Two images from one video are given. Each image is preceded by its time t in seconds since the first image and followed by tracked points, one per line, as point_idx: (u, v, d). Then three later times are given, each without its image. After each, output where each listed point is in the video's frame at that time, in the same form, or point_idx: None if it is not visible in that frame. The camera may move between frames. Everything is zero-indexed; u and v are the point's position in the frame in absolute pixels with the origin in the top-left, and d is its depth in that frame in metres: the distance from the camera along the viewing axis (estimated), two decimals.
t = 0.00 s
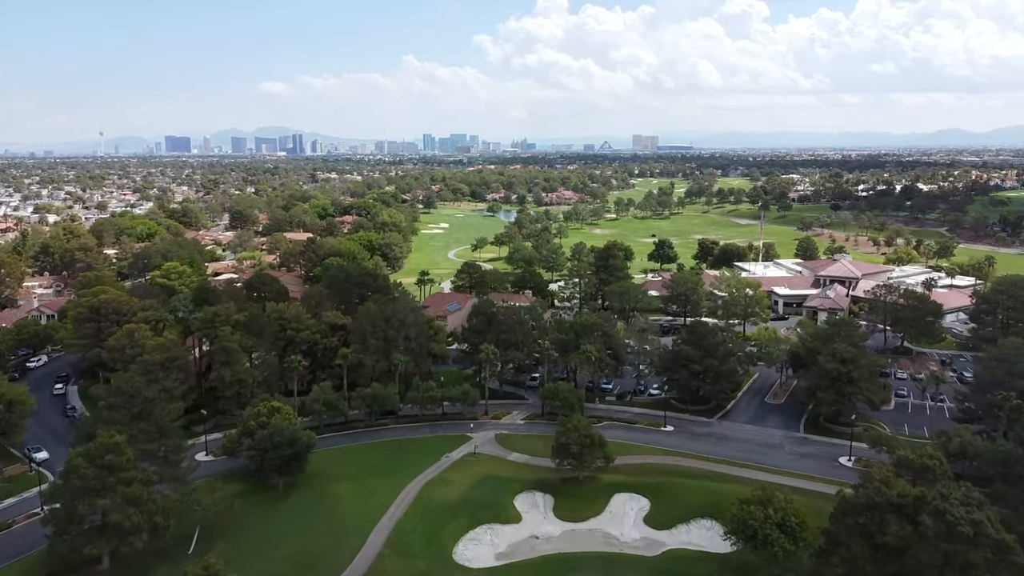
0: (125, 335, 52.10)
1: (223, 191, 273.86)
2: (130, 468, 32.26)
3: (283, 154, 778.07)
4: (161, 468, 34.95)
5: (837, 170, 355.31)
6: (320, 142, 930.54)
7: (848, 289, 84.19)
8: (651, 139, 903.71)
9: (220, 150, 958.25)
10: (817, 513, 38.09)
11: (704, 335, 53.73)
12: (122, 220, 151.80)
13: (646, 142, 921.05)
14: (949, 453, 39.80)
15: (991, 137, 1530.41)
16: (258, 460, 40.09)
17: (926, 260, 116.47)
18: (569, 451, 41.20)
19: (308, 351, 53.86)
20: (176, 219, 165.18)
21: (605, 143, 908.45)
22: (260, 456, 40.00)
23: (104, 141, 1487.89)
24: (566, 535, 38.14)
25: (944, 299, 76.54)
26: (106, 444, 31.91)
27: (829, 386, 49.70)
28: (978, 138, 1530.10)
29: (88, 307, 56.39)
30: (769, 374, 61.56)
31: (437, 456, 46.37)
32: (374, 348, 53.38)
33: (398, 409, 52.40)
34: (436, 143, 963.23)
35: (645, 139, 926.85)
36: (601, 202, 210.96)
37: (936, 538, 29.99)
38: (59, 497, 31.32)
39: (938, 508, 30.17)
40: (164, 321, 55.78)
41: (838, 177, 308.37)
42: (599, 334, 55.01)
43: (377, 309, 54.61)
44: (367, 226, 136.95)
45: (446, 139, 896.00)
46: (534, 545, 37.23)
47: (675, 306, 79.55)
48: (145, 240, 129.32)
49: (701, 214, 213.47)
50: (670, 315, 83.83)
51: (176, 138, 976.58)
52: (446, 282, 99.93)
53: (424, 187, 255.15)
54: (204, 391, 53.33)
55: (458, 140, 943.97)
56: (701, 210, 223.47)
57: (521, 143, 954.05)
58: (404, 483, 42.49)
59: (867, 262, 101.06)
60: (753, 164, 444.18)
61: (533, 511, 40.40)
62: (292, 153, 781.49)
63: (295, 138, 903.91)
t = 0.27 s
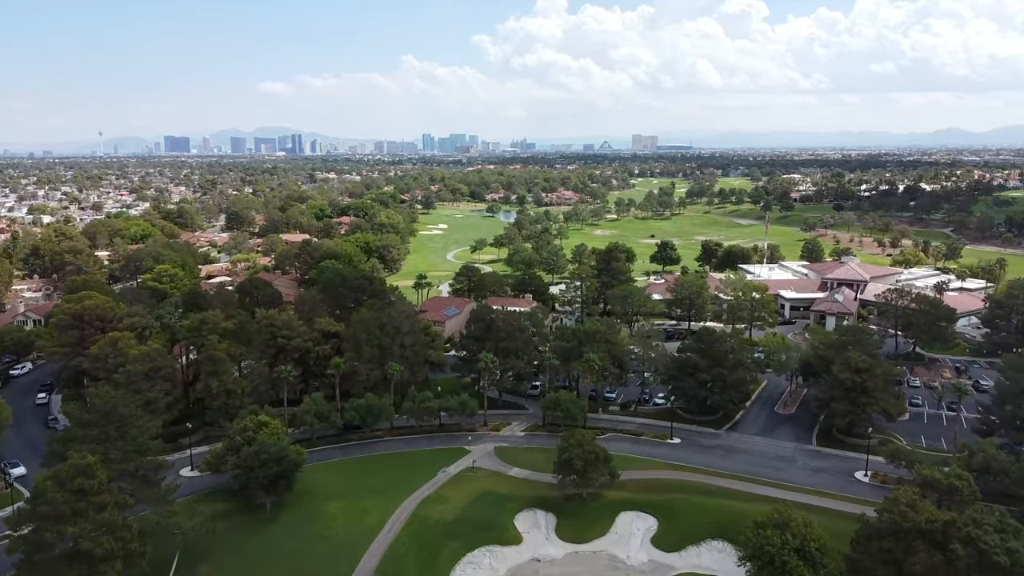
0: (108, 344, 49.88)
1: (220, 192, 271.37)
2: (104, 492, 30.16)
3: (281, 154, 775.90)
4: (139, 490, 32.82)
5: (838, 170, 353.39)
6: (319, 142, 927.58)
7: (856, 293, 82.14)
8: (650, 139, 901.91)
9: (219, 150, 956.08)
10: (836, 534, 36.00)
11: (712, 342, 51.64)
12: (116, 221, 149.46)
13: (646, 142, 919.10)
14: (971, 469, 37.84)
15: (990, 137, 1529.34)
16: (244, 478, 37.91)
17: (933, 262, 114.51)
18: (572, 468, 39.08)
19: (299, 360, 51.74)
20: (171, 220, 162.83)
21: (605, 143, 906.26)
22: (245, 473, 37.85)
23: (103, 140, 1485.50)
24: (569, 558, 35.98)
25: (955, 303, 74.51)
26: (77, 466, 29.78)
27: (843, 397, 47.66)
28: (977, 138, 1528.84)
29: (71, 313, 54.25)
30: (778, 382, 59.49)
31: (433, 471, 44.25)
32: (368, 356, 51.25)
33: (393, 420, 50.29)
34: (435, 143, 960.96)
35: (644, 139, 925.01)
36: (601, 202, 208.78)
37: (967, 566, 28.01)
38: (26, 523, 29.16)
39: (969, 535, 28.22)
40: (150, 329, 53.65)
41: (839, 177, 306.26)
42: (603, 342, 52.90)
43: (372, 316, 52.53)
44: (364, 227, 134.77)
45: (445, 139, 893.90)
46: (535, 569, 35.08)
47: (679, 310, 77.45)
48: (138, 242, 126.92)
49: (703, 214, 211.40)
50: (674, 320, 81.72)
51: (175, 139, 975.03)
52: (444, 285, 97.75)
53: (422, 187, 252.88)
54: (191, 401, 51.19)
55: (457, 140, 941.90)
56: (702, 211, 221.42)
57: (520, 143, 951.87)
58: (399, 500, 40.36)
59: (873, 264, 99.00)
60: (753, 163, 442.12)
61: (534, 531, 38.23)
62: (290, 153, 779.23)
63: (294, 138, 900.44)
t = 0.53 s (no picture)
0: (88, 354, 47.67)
1: (217, 192, 269.29)
2: (73, 520, 27.94)
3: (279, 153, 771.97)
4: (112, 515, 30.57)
5: (840, 170, 351.30)
6: (319, 142, 924.83)
7: (865, 296, 79.98)
8: (650, 138, 899.86)
9: (218, 150, 952.77)
10: (858, 559, 33.76)
11: (720, 352, 49.49)
12: (109, 223, 147.28)
13: (645, 142, 917.46)
14: (998, 488, 35.70)
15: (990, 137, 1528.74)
16: (226, 500, 35.62)
17: (940, 264, 112.39)
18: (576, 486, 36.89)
19: (289, 370, 49.55)
20: (166, 222, 160.66)
21: (604, 143, 904.41)
22: (228, 494, 35.56)
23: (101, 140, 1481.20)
24: None
25: (969, 307, 72.37)
26: (43, 492, 27.53)
27: (858, 409, 45.52)
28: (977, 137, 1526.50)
29: (53, 321, 52.07)
30: (788, 391, 57.35)
31: (429, 488, 42.01)
32: (362, 366, 49.09)
33: (388, 434, 48.11)
34: (434, 142, 958.33)
35: (644, 139, 923.05)
36: (602, 203, 206.65)
37: None
38: None
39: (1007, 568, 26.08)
40: (135, 337, 51.47)
41: (840, 176, 304.52)
42: (607, 350, 50.82)
43: (366, 324, 50.42)
44: (362, 228, 132.68)
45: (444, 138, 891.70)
46: None
47: (683, 315, 75.29)
48: (131, 244, 124.70)
49: (704, 214, 209.36)
50: (678, 324, 79.56)
51: (173, 139, 971.23)
52: (442, 288, 95.65)
53: (421, 187, 250.77)
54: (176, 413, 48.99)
55: (457, 140, 940.32)
56: (704, 211, 219.30)
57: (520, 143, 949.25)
58: (392, 520, 38.16)
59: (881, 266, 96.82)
60: (754, 163, 440.08)
61: (535, 554, 35.96)
62: (289, 153, 776.11)
63: (293, 138, 897.80)
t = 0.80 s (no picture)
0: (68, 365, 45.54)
1: (215, 192, 267.15)
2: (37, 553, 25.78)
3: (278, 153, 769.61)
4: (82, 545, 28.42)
5: (842, 170, 349.06)
6: (318, 142, 922.44)
7: (875, 300, 77.81)
8: (650, 138, 898.21)
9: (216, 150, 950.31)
10: None
11: (730, 361, 47.37)
12: (103, 224, 145.01)
13: (644, 142, 915.77)
14: None
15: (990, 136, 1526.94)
16: (208, 524, 33.45)
17: (948, 266, 110.22)
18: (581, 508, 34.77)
19: (279, 380, 47.43)
20: (162, 223, 158.57)
21: (604, 143, 902.51)
22: (210, 518, 33.38)
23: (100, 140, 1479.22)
24: None
25: (982, 312, 70.34)
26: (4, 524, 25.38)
27: (874, 422, 43.43)
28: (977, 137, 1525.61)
29: (33, 329, 49.88)
30: (799, 400, 55.23)
31: (425, 506, 39.89)
32: (356, 376, 46.95)
33: (383, 447, 46.03)
34: (433, 142, 956.40)
35: (644, 139, 921.14)
36: (603, 203, 204.72)
37: None
38: None
39: None
40: (119, 345, 49.32)
41: (842, 176, 302.56)
42: (611, 359, 48.70)
43: (360, 332, 48.31)
44: (359, 230, 130.61)
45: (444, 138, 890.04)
46: None
47: (689, 320, 73.13)
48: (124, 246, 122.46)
49: (706, 215, 207.33)
50: (682, 329, 77.41)
51: (172, 139, 969.73)
52: (440, 292, 93.62)
53: (421, 187, 248.80)
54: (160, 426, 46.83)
55: (457, 140, 938.78)
56: (706, 212, 217.12)
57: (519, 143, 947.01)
58: (385, 543, 36.01)
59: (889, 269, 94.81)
60: (755, 163, 438.27)
61: None
62: (287, 153, 773.99)
63: (292, 138, 895.70)
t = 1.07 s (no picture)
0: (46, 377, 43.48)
1: (213, 193, 265.24)
2: None
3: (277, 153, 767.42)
4: None
5: (845, 170, 347.03)
6: (318, 142, 920.16)
7: (885, 305, 75.70)
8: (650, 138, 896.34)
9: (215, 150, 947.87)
10: None
11: (740, 372, 45.30)
12: (97, 226, 142.89)
13: (644, 142, 913.81)
14: None
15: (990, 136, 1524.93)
16: (187, 551, 31.36)
17: (957, 269, 108.06)
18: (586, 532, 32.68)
19: (268, 392, 45.32)
20: (157, 225, 156.57)
21: (604, 143, 900.56)
22: (189, 544, 31.28)
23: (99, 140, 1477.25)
24: None
25: (996, 317, 68.22)
26: None
27: (893, 437, 41.33)
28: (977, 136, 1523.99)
29: (12, 338, 47.84)
30: (811, 412, 53.12)
31: (420, 527, 37.78)
32: (348, 388, 44.88)
33: (377, 463, 43.95)
34: (433, 142, 954.67)
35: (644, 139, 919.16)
36: (604, 204, 202.68)
37: None
38: None
39: None
40: (101, 356, 47.22)
41: (844, 177, 300.42)
42: (615, 370, 46.58)
43: (353, 341, 46.21)
44: (357, 231, 128.55)
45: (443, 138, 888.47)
46: None
47: (695, 325, 70.99)
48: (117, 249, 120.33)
49: (708, 216, 205.23)
50: (688, 334, 75.29)
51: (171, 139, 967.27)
52: (438, 296, 91.53)
53: (420, 188, 246.82)
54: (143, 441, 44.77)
55: (456, 140, 936.72)
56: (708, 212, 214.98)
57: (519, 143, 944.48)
58: (378, 568, 33.91)
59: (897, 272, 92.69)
60: (756, 163, 436.31)
61: None
62: (286, 153, 771.95)
63: (291, 138, 893.62)
